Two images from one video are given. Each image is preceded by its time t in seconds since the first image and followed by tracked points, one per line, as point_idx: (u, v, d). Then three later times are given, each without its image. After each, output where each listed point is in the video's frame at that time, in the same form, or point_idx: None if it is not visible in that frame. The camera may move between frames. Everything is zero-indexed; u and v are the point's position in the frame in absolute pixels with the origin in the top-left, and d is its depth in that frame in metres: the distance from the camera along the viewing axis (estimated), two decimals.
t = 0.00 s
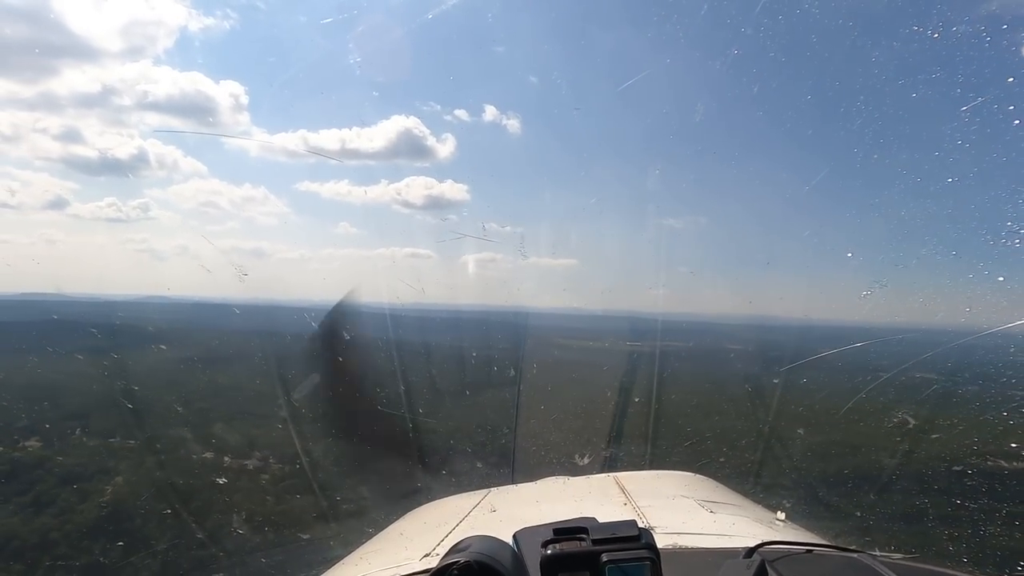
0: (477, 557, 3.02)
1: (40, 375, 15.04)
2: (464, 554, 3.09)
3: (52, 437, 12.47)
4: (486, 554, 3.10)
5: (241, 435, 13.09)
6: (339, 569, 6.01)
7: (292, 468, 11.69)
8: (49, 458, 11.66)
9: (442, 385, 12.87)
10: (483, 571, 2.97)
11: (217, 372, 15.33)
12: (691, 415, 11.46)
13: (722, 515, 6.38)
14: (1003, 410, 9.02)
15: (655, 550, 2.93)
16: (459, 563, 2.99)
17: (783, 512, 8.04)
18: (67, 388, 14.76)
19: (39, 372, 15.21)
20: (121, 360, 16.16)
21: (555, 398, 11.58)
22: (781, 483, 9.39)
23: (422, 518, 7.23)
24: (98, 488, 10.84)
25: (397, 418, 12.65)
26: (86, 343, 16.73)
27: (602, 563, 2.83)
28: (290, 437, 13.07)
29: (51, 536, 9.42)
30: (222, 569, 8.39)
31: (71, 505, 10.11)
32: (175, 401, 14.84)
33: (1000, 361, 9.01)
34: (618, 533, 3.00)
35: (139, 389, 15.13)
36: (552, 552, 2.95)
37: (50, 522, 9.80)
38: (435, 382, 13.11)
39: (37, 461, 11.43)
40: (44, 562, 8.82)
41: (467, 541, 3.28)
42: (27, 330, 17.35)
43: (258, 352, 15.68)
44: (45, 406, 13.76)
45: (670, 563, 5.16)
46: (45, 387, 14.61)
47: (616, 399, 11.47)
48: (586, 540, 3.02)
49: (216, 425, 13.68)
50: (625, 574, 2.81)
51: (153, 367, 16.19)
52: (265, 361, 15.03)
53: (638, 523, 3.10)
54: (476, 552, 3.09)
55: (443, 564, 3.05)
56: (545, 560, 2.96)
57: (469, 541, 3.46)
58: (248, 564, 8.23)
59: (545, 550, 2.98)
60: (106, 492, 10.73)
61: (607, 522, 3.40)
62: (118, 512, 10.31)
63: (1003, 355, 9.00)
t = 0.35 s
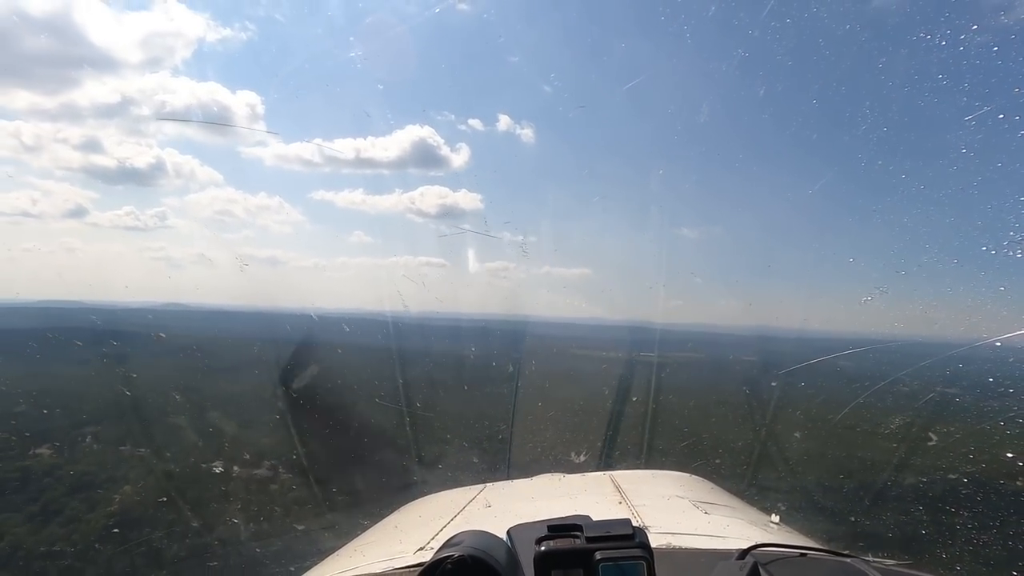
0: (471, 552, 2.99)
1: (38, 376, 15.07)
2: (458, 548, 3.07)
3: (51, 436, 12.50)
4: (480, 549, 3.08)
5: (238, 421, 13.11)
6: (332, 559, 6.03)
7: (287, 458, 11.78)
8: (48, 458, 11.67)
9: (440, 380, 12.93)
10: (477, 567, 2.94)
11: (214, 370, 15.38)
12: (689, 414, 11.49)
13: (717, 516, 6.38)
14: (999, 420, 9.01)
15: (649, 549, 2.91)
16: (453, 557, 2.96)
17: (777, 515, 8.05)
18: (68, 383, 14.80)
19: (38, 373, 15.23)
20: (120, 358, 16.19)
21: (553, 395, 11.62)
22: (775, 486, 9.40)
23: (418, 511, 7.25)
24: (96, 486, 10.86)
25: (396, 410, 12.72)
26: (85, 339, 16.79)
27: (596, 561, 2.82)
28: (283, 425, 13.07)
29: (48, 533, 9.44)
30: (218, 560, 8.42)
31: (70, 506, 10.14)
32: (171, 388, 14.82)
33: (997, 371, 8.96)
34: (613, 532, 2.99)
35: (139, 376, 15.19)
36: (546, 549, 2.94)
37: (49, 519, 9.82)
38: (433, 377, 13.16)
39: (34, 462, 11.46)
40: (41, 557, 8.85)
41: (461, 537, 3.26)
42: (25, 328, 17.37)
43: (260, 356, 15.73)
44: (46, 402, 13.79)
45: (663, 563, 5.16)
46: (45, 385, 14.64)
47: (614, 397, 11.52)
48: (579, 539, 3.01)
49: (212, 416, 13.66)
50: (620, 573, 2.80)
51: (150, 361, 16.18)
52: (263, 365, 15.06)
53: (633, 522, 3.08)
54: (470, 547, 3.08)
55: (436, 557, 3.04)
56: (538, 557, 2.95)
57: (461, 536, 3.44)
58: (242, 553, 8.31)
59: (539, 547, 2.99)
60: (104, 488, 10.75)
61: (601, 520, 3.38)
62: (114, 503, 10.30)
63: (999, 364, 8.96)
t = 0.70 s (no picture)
0: (466, 543, 3.01)
1: (42, 374, 15.17)
2: (453, 540, 3.08)
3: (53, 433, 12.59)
4: (475, 541, 3.09)
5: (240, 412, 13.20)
6: (327, 547, 6.06)
7: (285, 448, 11.88)
8: (48, 453, 11.76)
9: (441, 373, 12.96)
10: (471, 559, 2.95)
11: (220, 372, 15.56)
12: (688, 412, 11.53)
13: (712, 516, 6.40)
14: (996, 431, 9.03)
15: (642, 547, 2.93)
16: (448, 549, 2.97)
17: (771, 517, 8.08)
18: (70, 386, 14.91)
19: (41, 371, 15.33)
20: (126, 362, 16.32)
21: (551, 389, 11.65)
22: (771, 488, 9.43)
23: (413, 501, 7.28)
24: (96, 481, 10.94)
25: (395, 401, 12.77)
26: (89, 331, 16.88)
27: (590, 557, 2.84)
28: (285, 419, 13.19)
29: (46, 520, 9.50)
30: (214, 546, 8.48)
31: (69, 499, 10.21)
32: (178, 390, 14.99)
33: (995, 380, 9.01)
34: (607, 529, 3.00)
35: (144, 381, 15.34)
36: (540, 543, 2.96)
37: (49, 509, 9.89)
38: (433, 370, 13.19)
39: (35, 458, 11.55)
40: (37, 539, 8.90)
41: (455, 528, 3.26)
42: (32, 336, 17.51)
43: (262, 359, 15.85)
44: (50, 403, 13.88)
45: (658, 561, 5.18)
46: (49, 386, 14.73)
47: (613, 394, 11.54)
48: (574, 533, 3.03)
49: (218, 414, 13.82)
50: (611, 569, 2.82)
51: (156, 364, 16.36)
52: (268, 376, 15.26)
53: (627, 519, 3.10)
54: (464, 538, 3.10)
55: (431, 547, 3.05)
56: (532, 551, 2.97)
57: (457, 526, 3.45)
58: (238, 539, 8.36)
59: (533, 540, 3.00)
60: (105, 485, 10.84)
61: (596, 517, 3.40)
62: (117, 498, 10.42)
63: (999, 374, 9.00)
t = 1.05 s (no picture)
0: (476, 544, 3.01)
1: (47, 382, 15.27)
2: (463, 541, 3.08)
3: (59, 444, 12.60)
4: (485, 542, 3.09)
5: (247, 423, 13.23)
6: (337, 553, 6.05)
7: (292, 452, 11.85)
8: (50, 455, 12.01)
9: (445, 371, 12.96)
10: (481, 559, 2.95)
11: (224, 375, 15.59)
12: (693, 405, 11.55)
13: (720, 508, 6.40)
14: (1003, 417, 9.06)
15: (652, 542, 2.92)
16: (457, 550, 2.97)
17: (780, 507, 8.08)
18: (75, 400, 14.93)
19: (46, 379, 15.38)
20: (126, 363, 16.31)
21: (556, 386, 11.66)
22: (779, 478, 9.45)
23: (421, 504, 7.28)
24: (97, 485, 11.15)
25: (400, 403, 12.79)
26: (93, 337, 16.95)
27: (600, 554, 2.83)
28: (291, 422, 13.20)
29: (56, 532, 9.51)
30: (224, 553, 8.47)
31: (78, 509, 10.22)
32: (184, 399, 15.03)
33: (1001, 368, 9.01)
34: (617, 525, 3.00)
35: (146, 393, 15.39)
36: (550, 541, 2.95)
37: (50, 513, 10.07)
38: (437, 370, 13.19)
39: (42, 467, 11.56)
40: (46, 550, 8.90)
41: (464, 530, 3.26)
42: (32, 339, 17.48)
43: (265, 361, 15.84)
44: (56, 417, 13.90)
45: (668, 554, 5.18)
46: (54, 401, 14.74)
47: (618, 391, 11.55)
48: (584, 530, 3.03)
49: (223, 420, 13.83)
50: (622, 564, 2.82)
51: (161, 372, 16.41)
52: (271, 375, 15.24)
53: (637, 515, 3.10)
54: (474, 539, 3.10)
55: (441, 549, 3.05)
56: (542, 550, 2.96)
57: (465, 527, 3.44)
58: (247, 547, 8.37)
59: (543, 538, 3.00)
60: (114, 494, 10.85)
61: (605, 513, 3.40)
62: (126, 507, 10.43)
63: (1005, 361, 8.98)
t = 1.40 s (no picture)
0: (487, 549, 2.99)
1: (41, 374, 15.17)
2: (474, 547, 3.07)
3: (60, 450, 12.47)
4: (497, 547, 3.08)
5: (251, 432, 13.19)
6: (348, 564, 6.02)
7: (300, 466, 11.83)
8: (54, 451, 12.37)
9: (450, 381, 12.94)
10: (492, 564, 2.94)
11: (225, 379, 15.52)
12: (701, 401, 11.54)
13: (731, 505, 6.39)
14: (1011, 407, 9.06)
15: (664, 541, 2.91)
16: (468, 556, 2.96)
17: (790, 502, 8.05)
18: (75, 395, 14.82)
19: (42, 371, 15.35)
20: (125, 368, 16.24)
21: (562, 388, 11.64)
22: (788, 473, 9.43)
23: (431, 512, 7.25)
24: (100, 481, 11.49)
25: (406, 413, 12.77)
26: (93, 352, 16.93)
27: (611, 555, 2.82)
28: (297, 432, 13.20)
29: (63, 541, 9.45)
30: (234, 567, 8.43)
31: (84, 518, 10.15)
32: (184, 401, 14.97)
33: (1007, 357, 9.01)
34: (628, 526, 2.99)
35: (146, 389, 15.29)
36: (561, 545, 2.94)
37: (53, 508, 10.36)
38: (441, 378, 13.18)
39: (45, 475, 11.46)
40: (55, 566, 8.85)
41: (475, 537, 3.25)
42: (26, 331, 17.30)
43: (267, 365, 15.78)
44: (54, 416, 13.79)
45: (681, 553, 5.17)
46: (53, 397, 14.59)
47: (623, 391, 11.51)
48: (595, 533, 3.01)
49: (225, 423, 13.80)
50: (634, 565, 2.80)
51: (159, 371, 16.31)
52: (272, 378, 15.15)
53: (647, 514, 3.08)
54: (486, 545, 3.09)
55: (453, 556, 3.04)
56: (553, 553, 2.95)
57: (476, 533, 3.42)
58: (257, 562, 8.34)
59: (554, 542, 2.99)
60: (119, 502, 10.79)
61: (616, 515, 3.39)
62: (133, 517, 10.38)
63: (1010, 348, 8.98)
